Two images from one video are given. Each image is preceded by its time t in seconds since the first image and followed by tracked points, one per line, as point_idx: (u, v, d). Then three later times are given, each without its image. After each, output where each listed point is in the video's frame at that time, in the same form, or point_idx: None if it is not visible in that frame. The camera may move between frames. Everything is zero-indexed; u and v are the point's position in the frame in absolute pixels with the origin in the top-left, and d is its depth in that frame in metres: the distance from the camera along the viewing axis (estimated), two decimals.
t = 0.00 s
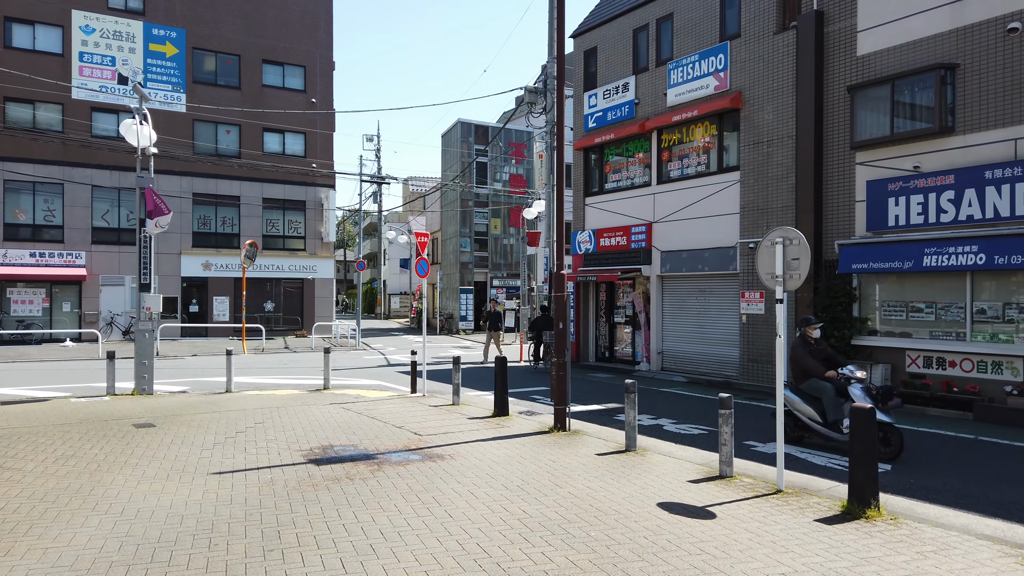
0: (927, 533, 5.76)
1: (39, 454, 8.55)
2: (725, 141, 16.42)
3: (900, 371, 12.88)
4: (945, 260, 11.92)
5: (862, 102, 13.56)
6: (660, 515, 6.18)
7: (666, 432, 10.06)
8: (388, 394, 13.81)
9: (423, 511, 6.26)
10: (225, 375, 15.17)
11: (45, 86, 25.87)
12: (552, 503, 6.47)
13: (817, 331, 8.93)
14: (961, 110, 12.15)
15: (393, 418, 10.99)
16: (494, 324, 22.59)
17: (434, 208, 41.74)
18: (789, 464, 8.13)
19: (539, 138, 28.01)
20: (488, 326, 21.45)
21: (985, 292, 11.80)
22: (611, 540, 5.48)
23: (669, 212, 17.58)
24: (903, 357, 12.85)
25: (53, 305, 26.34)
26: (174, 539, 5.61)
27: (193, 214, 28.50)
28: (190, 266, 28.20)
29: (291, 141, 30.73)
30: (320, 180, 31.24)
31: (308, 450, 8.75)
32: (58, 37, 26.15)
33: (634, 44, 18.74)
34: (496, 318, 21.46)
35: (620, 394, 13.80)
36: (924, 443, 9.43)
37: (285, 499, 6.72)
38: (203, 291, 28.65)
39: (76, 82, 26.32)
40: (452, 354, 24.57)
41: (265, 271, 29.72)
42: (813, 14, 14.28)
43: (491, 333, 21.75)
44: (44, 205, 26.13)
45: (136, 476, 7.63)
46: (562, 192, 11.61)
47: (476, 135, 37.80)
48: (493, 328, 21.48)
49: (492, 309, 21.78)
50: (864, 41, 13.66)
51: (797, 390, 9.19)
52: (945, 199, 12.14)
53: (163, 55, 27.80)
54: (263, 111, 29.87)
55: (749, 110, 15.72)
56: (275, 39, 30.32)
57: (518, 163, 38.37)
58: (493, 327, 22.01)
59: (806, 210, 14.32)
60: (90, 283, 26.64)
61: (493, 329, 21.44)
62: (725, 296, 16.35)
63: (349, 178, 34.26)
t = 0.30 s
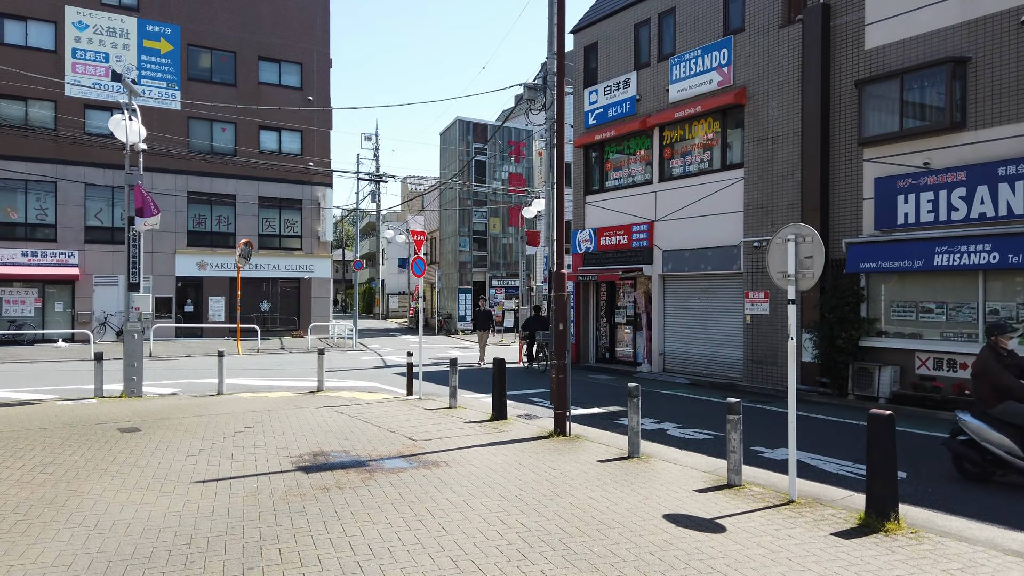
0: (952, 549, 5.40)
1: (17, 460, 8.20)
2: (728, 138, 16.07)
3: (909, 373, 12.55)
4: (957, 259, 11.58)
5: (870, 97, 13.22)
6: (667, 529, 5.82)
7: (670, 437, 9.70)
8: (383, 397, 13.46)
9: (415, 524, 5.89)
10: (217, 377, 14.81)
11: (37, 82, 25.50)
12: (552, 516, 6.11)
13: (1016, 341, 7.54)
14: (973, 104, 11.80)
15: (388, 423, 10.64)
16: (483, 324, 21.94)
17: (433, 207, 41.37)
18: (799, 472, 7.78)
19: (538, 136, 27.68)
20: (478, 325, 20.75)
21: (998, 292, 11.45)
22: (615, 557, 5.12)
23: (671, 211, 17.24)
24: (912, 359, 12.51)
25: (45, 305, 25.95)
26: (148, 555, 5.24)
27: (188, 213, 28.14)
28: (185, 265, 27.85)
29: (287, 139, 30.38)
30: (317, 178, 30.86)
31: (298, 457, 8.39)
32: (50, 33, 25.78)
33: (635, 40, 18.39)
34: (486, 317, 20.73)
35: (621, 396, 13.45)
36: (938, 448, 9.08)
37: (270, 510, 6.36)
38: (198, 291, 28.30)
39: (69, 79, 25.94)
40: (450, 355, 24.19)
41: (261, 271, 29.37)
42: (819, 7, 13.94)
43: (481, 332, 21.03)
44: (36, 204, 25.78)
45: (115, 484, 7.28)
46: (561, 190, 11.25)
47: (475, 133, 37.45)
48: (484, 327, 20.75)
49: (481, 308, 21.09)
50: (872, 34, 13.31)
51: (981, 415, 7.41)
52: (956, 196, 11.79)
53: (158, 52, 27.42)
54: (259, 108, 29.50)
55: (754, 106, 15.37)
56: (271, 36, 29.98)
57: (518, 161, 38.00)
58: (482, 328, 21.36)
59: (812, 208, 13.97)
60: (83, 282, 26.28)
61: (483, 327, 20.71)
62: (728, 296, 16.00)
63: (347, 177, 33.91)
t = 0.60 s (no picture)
0: (982, 568, 5.05)
1: None
2: (734, 134, 15.71)
3: (922, 376, 12.19)
4: (972, 258, 11.22)
5: (881, 92, 12.85)
6: (676, 545, 5.47)
7: (676, 443, 9.35)
8: (380, 400, 13.12)
9: (408, 540, 5.54)
10: (210, 379, 14.47)
11: (32, 79, 25.18)
12: (554, 531, 5.76)
13: None
14: (988, 99, 11.43)
15: (384, 428, 10.28)
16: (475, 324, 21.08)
17: (433, 206, 40.98)
18: (813, 482, 7.43)
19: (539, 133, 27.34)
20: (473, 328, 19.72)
21: (1015, 292, 11.08)
22: None
23: (675, 209, 16.87)
24: (925, 361, 12.14)
25: (40, 305, 25.63)
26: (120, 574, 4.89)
27: (185, 212, 27.81)
28: (182, 265, 27.52)
29: (286, 137, 30.03)
30: (316, 177, 30.53)
31: (289, 465, 8.04)
32: (46, 30, 25.46)
33: (638, 35, 18.03)
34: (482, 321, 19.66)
35: (624, 399, 13.09)
36: (955, 455, 8.73)
37: (255, 524, 6.01)
38: (195, 291, 27.97)
39: (64, 76, 25.62)
40: (450, 356, 23.84)
41: (259, 271, 29.04)
42: None
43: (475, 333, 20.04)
44: (31, 203, 25.45)
45: (95, 494, 6.93)
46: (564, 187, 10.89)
47: (475, 132, 37.10)
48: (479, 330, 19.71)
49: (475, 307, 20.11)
50: (883, 27, 12.95)
51: None
52: (970, 193, 11.43)
53: (154, 49, 27.10)
54: (257, 106, 29.16)
55: (760, 102, 15.00)
56: (270, 33, 29.65)
57: (519, 160, 37.64)
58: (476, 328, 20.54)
59: (820, 206, 13.60)
60: (79, 282, 25.95)
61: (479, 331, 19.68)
62: (734, 296, 15.63)
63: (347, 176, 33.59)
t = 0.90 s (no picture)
0: None
1: None
2: (743, 130, 15.33)
3: (937, 378, 11.80)
4: (991, 257, 10.85)
5: (895, 86, 12.47)
6: (689, 560, 5.11)
7: (685, 448, 8.99)
8: (379, 402, 12.77)
9: (403, 556, 5.17)
10: (205, 380, 14.13)
11: (30, 76, 24.89)
12: (558, 545, 5.40)
13: None
14: (1007, 92, 11.05)
15: (384, 432, 9.94)
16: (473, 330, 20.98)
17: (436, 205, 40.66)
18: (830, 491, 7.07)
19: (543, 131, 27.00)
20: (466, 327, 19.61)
21: None
22: None
23: (681, 206, 16.52)
24: (940, 363, 11.76)
25: (38, 305, 25.33)
26: None
27: (184, 211, 27.50)
28: (181, 264, 27.22)
29: (287, 135, 29.67)
30: (317, 176, 30.21)
31: (281, 472, 7.69)
32: (43, 27, 25.16)
33: (644, 29, 17.66)
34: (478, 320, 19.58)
35: (630, 402, 12.75)
36: (978, 462, 8.35)
37: (241, 537, 5.65)
38: (195, 291, 27.67)
39: (62, 73, 25.34)
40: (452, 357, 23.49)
41: (259, 270, 28.74)
42: None
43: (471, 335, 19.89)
44: (29, 202, 25.15)
45: (74, 504, 6.57)
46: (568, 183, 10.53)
47: (478, 130, 36.75)
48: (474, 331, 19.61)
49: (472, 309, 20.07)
50: (896, 19, 12.57)
51: None
52: (989, 189, 11.05)
53: (153, 46, 26.80)
54: (257, 104, 28.85)
55: (769, 97, 14.63)
56: (270, 31, 29.34)
57: (522, 159, 37.31)
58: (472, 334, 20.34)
59: (831, 203, 13.23)
60: (77, 282, 25.65)
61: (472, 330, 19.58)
62: (743, 295, 15.27)
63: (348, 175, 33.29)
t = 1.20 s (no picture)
0: None
1: None
2: (746, 127, 14.97)
3: (948, 381, 11.46)
4: (1004, 256, 10.52)
5: (904, 81, 12.13)
6: None
7: (690, 455, 8.64)
8: (374, 406, 12.40)
9: None
10: (195, 383, 13.76)
11: (21, 73, 24.55)
12: (558, 563, 5.04)
13: None
14: (1020, 86, 10.70)
15: (376, 438, 9.57)
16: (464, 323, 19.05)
17: (435, 204, 40.26)
18: (844, 503, 6.72)
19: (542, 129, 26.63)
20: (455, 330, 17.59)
21: None
22: None
23: (683, 205, 16.17)
24: (952, 366, 11.42)
25: (30, 305, 24.95)
26: None
27: (179, 210, 27.13)
28: (176, 264, 26.86)
29: (283, 134, 29.28)
30: (313, 174, 29.84)
31: (268, 481, 7.32)
32: (35, 23, 24.80)
33: (645, 24, 17.31)
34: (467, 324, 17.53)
35: (632, 405, 12.39)
36: (996, 470, 8.00)
37: (219, 554, 5.29)
38: (190, 291, 27.30)
39: (54, 70, 24.98)
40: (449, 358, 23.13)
41: (255, 270, 28.37)
42: None
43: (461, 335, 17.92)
44: (21, 200, 24.78)
45: (46, 516, 6.21)
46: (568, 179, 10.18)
47: (476, 128, 36.39)
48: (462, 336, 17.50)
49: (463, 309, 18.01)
50: (906, 12, 12.22)
51: None
52: (1002, 186, 10.70)
53: (148, 43, 26.43)
54: (252, 101, 28.49)
55: (774, 92, 14.27)
56: (266, 27, 28.99)
57: (521, 158, 36.96)
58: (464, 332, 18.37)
59: (838, 201, 12.88)
60: (69, 282, 25.27)
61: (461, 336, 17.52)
62: (747, 296, 14.91)
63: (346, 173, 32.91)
